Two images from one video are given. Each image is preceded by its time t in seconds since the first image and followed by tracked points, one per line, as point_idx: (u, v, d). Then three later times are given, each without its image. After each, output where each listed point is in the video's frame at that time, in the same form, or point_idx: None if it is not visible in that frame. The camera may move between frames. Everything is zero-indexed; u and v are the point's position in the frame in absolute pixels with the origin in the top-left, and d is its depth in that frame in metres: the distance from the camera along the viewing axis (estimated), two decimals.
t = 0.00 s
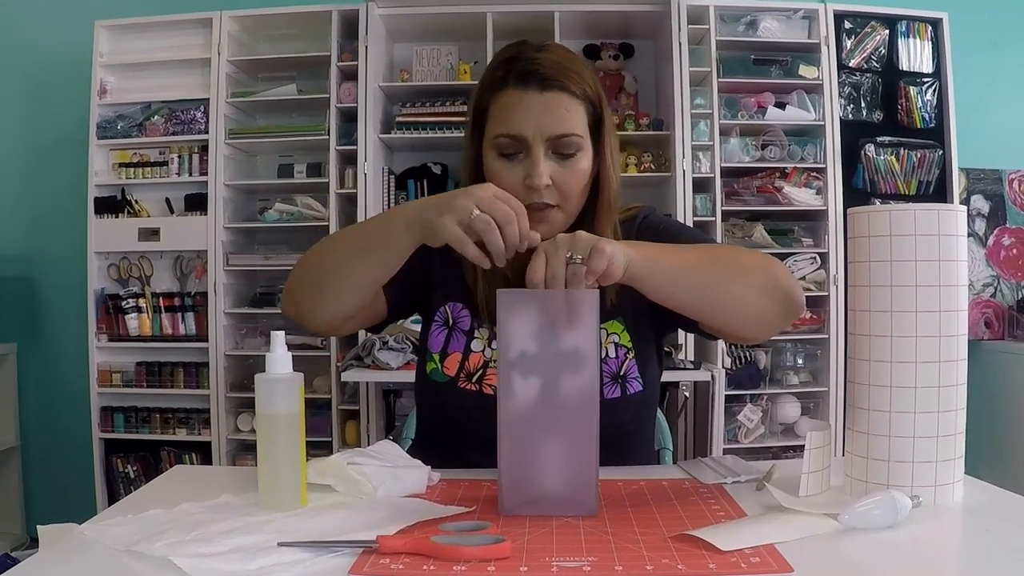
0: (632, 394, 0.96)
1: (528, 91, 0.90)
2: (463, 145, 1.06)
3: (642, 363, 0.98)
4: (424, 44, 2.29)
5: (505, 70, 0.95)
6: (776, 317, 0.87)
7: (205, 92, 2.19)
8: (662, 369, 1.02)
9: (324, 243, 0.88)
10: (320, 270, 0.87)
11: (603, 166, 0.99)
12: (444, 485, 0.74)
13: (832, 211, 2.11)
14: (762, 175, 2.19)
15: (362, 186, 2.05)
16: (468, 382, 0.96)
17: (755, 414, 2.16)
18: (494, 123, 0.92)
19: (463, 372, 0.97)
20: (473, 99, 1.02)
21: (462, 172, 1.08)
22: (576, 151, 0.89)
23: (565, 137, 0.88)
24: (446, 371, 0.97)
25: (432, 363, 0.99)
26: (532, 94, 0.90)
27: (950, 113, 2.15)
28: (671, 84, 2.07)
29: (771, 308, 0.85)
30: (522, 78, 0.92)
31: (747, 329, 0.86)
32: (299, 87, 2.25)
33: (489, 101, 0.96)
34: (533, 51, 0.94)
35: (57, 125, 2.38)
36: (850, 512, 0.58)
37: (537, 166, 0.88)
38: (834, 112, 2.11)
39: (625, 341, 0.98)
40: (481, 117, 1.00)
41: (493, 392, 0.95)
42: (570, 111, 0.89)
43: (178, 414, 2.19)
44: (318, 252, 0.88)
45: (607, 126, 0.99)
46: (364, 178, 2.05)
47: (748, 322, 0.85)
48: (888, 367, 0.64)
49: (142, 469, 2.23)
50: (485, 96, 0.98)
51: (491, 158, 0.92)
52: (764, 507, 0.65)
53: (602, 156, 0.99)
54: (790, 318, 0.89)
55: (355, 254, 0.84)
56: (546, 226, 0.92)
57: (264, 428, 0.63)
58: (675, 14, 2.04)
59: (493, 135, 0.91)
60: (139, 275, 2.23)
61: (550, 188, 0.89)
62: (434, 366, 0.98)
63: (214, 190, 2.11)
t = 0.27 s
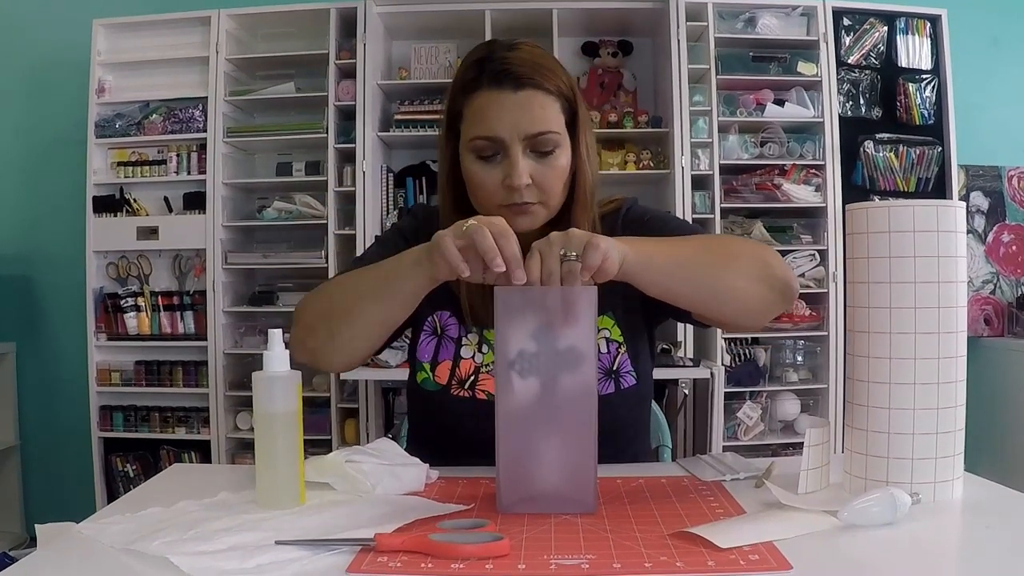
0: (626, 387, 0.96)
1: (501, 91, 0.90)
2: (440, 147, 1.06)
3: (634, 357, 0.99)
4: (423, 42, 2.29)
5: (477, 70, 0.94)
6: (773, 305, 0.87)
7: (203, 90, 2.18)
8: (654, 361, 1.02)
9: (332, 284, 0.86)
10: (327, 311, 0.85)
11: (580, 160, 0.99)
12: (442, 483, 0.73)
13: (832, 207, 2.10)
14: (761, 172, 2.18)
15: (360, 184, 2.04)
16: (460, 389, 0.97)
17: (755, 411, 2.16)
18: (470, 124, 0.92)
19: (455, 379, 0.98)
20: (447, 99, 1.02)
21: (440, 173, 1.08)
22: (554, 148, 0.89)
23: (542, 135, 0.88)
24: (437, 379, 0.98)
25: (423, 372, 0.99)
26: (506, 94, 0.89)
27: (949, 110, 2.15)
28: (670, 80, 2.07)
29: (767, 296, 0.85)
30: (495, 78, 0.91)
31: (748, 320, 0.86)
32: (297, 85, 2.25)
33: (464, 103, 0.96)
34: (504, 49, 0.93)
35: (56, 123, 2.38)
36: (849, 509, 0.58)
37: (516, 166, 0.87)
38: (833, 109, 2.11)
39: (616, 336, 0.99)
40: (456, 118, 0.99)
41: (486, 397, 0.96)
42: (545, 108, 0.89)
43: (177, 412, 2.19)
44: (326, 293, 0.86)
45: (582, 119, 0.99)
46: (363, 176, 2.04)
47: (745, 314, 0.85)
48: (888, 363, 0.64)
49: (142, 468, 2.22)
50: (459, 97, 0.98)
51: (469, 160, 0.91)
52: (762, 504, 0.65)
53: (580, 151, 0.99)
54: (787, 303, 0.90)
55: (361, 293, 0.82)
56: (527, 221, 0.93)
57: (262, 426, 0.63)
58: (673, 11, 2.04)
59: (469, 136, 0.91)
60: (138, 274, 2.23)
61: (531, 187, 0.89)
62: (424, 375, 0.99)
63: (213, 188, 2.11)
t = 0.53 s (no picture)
0: (624, 386, 0.96)
1: (489, 92, 0.89)
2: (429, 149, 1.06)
3: (632, 354, 0.99)
4: (422, 41, 2.29)
5: (463, 72, 0.93)
6: (774, 299, 0.87)
7: (202, 90, 2.18)
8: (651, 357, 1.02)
9: (332, 283, 0.86)
10: (328, 309, 0.85)
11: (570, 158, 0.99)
12: (443, 482, 0.73)
13: (832, 205, 2.10)
14: (761, 170, 2.18)
15: (360, 183, 2.04)
16: (458, 390, 0.97)
17: (755, 409, 2.16)
18: (459, 126, 0.92)
19: (452, 379, 0.97)
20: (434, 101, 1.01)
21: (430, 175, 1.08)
22: (544, 148, 0.89)
23: (531, 135, 0.87)
24: (435, 380, 0.98)
25: (419, 373, 0.99)
26: (494, 95, 0.89)
27: (949, 107, 2.15)
28: (669, 78, 2.07)
29: (768, 291, 0.85)
30: (481, 78, 0.91)
31: (749, 316, 0.87)
32: (296, 84, 2.25)
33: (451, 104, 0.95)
34: (490, 49, 0.92)
35: (56, 123, 2.37)
36: (850, 507, 0.58)
37: (506, 167, 0.87)
38: (833, 107, 2.11)
39: (614, 333, 0.99)
40: (445, 120, 0.99)
41: (483, 398, 0.96)
42: (533, 107, 0.89)
43: (178, 412, 2.19)
44: (327, 292, 0.86)
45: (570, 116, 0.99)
46: (362, 175, 2.04)
47: (746, 309, 0.85)
48: (889, 361, 0.64)
49: (143, 467, 2.22)
50: (446, 98, 0.97)
51: (459, 162, 0.91)
52: (764, 502, 0.65)
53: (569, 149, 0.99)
54: (788, 298, 0.90)
55: (363, 292, 0.81)
56: (522, 222, 0.93)
57: (262, 426, 0.63)
58: (672, 9, 2.04)
59: (458, 138, 0.90)
60: (138, 274, 2.23)
61: (522, 188, 0.89)
62: (421, 376, 0.99)
63: (212, 188, 2.11)
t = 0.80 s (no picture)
0: (626, 388, 0.96)
1: (486, 95, 0.89)
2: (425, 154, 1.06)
3: (633, 355, 0.99)
4: (422, 43, 2.29)
5: (460, 76, 0.93)
6: (776, 300, 0.87)
7: (203, 92, 2.18)
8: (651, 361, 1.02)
9: (333, 294, 0.86)
10: (330, 318, 0.85)
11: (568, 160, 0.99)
12: (445, 484, 0.73)
13: (832, 206, 2.10)
14: (761, 171, 2.18)
15: (360, 185, 2.04)
16: (459, 396, 0.97)
17: (756, 410, 2.16)
18: (456, 131, 0.91)
19: (453, 386, 0.97)
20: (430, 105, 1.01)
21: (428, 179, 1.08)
22: (542, 151, 0.89)
23: (529, 139, 0.87)
24: (435, 386, 0.98)
25: (420, 380, 0.99)
26: (492, 99, 0.89)
27: (949, 108, 2.15)
28: (669, 80, 2.07)
29: (771, 291, 0.85)
30: (478, 82, 0.91)
31: (751, 318, 0.87)
32: (297, 86, 2.25)
33: (448, 108, 0.95)
34: (486, 53, 0.92)
35: (57, 125, 2.38)
36: (852, 508, 0.58)
37: (504, 171, 0.87)
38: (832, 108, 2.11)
39: (615, 336, 0.99)
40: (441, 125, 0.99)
41: (485, 403, 0.96)
42: (530, 111, 0.89)
43: (179, 414, 2.19)
44: (329, 302, 0.85)
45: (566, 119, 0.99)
46: (363, 177, 2.04)
47: (747, 308, 0.85)
48: (890, 362, 0.64)
49: (143, 470, 2.22)
50: (442, 103, 0.97)
51: (457, 167, 0.91)
52: (766, 503, 0.65)
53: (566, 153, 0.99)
54: (791, 300, 0.90)
55: (366, 299, 0.81)
56: (521, 225, 0.93)
57: (265, 428, 0.63)
58: (672, 11, 2.04)
59: (456, 143, 0.90)
60: (139, 276, 2.23)
61: (521, 191, 0.89)
62: (422, 383, 0.99)
63: (213, 190, 2.11)
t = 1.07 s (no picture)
0: (624, 385, 0.96)
1: (478, 96, 0.89)
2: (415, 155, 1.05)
3: (630, 354, 0.99)
4: (421, 40, 2.29)
5: (450, 77, 0.93)
6: (776, 291, 0.87)
7: (202, 90, 2.18)
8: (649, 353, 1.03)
9: (334, 328, 0.84)
10: (343, 348, 0.82)
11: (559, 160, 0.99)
12: (444, 481, 0.73)
13: (831, 204, 2.10)
14: (760, 169, 2.18)
15: (359, 182, 2.04)
16: (457, 403, 0.96)
17: (755, 408, 2.16)
18: (447, 132, 0.91)
19: (450, 394, 0.97)
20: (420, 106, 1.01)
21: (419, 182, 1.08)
22: (535, 151, 0.89)
23: (522, 138, 0.87)
24: (433, 395, 0.97)
25: (418, 389, 0.98)
26: (483, 99, 0.88)
27: (948, 105, 2.15)
28: (668, 78, 2.07)
29: (770, 281, 0.85)
30: (469, 83, 0.90)
31: (750, 311, 0.87)
32: (295, 84, 2.25)
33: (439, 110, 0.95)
34: (477, 53, 0.92)
35: (55, 123, 2.37)
36: (851, 505, 0.58)
37: (498, 172, 0.87)
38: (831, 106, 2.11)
39: (612, 333, 0.98)
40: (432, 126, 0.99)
41: (484, 409, 0.96)
42: (523, 110, 0.88)
43: (178, 412, 2.19)
44: (336, 332, 0.83)
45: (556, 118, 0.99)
46: (362, 175, 2.04)
47: (747, 303, 0.86)
48: (889, 359, 0.64)
49: (142, 467, 2.22)
50: (433, 104, 0.97)
51: (450, 169, 0.91)
52: (764, 500, 0.65)
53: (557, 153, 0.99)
54: (791, 293, 0.90)
55: (377, 316, 0.80)
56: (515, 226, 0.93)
57: (263, 426, 0.63)
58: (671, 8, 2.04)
59: (448, 144, 0.90)
60: (138, 273, 2.23)
61: (515, 193, 0.89)
62: (418, 392, 0.98)
63: (211, 187, 2.10)
